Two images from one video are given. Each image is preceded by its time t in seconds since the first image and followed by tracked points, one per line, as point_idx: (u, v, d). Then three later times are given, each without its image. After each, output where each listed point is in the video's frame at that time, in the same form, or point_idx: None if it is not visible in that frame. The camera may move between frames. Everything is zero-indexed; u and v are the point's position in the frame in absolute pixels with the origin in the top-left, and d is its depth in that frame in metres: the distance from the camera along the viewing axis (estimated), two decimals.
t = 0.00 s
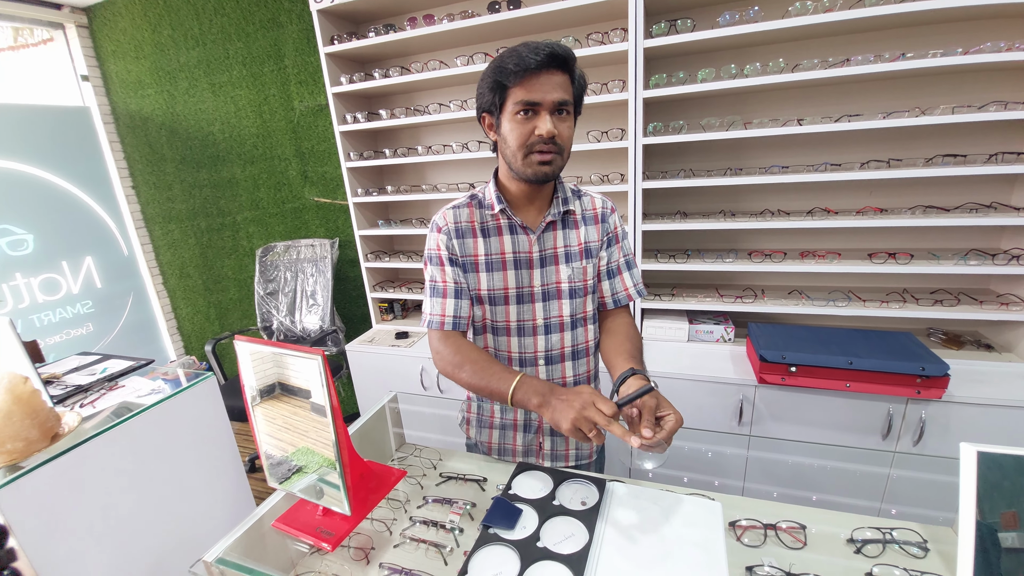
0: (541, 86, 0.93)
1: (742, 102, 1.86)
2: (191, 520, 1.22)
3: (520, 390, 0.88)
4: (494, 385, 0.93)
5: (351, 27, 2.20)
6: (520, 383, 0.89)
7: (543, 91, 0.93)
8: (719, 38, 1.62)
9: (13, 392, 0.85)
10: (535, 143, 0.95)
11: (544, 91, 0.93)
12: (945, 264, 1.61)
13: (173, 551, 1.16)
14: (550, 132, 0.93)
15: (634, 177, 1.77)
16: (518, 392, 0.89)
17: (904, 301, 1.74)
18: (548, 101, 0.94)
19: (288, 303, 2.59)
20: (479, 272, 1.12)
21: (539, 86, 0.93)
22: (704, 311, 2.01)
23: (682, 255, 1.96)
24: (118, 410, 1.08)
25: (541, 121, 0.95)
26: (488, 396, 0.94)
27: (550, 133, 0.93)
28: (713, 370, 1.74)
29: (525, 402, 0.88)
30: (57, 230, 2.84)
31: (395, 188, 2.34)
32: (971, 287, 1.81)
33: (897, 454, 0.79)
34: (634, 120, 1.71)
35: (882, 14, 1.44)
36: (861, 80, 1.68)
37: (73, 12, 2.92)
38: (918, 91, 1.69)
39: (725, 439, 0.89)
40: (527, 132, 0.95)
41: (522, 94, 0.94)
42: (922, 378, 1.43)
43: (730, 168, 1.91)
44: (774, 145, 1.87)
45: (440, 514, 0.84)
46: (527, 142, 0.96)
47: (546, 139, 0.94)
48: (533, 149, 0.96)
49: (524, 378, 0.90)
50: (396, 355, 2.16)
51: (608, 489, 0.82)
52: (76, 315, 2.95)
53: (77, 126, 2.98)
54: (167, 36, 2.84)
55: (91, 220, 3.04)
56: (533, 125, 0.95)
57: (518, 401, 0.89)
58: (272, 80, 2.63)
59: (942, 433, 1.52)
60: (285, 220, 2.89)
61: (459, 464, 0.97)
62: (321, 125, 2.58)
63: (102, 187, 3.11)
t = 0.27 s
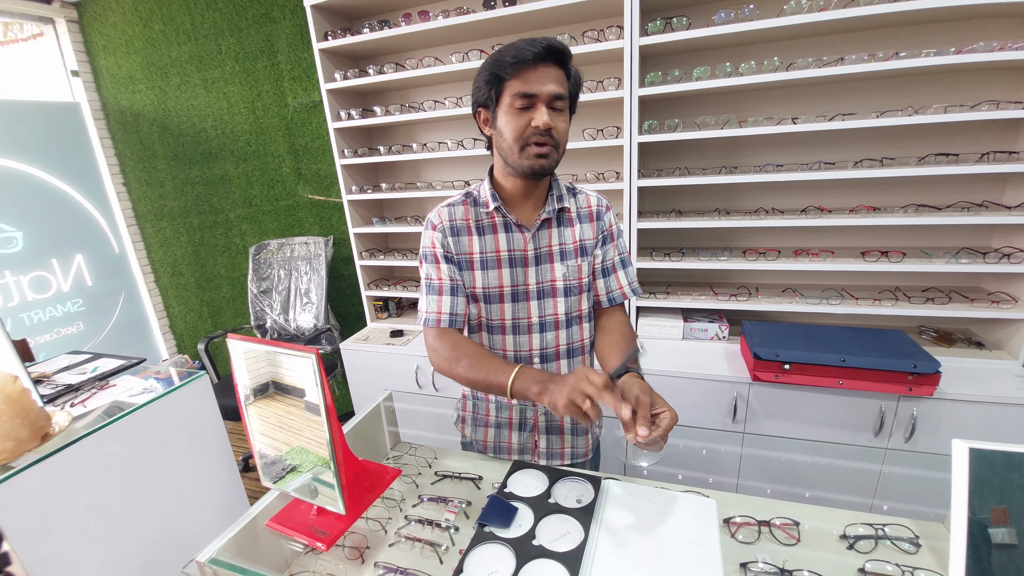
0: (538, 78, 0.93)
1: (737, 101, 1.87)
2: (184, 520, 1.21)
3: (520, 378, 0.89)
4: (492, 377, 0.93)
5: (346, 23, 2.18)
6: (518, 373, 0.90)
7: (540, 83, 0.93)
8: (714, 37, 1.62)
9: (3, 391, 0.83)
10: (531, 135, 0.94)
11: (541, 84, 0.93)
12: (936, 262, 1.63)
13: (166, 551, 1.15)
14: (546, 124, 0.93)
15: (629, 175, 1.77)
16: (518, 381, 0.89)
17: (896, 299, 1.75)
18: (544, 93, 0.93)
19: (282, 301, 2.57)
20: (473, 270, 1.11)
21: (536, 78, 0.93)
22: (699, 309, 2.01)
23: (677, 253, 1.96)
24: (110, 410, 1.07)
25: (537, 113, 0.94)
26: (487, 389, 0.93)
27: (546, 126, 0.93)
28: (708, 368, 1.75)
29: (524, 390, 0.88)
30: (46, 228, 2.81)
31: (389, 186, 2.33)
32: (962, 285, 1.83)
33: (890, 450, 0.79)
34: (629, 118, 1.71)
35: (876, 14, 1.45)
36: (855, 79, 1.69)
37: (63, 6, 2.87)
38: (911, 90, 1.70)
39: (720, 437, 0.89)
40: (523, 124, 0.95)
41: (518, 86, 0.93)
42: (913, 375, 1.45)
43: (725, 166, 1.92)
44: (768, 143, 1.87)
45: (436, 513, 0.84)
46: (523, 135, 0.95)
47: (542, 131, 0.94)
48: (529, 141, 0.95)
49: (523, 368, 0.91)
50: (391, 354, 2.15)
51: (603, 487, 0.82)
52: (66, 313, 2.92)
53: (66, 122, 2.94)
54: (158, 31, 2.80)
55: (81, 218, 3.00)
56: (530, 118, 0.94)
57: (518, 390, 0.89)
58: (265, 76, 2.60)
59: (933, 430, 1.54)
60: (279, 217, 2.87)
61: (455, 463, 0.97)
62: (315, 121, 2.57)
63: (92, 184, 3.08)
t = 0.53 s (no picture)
0: (528, 75, 0.93)
1: (736, 101, 1.87)
2: (184, 520, 1.21)
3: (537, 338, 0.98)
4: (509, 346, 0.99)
5: (345, 23, 2.18)
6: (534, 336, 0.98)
7: (530, 80, 0.93)
8: (714, 36, 1.62)
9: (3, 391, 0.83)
10: (523, 133, 0.95)
11: (531, 81, 0.93)
12: (936, 262, 1.63)
13: (167, 551, 1.15)
14: (536, 121, 0.93)
15: (629, 175, 1.77)
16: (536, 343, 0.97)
17: (896, 298, 1.75)
18: (535, 90, 0.93)
19: (282, 300, 2.57)
20: (475, 268, 1.12)
21: (526, 75, 0.93)
22: (698, 309, 2.01)
23: (676, 253, 1.96)
24: (109, 409, 1.07)
25: (528, 110, 0.94)
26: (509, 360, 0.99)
27: (537, 122, 0.93)
28: (707, 367, 1.75)
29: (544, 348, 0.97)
30: (46, 228, 2.80)
31: (389, 186, 2.33)
32: (961, 284, 1.83)
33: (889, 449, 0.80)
34: (629, 117, 1.71)
35: (876, 13, 1.45)
36: (854, 78, 1.69)
37: (62, 6, 2.87)
38: (911, 90, 1.70)
39: (719, 436, 0.89)
40: (515, 122, 0.95)
41: (509, 85, 0.94)
42: (913, 374, 1.45)
43: (725, 166, 1.92)
44: (768, 143, 1.87)
45: (436, 512, 0.84)
46: (516, 132, 0.95)
47: (533, 128, 0.94)
48: (521, 138, 0.95)
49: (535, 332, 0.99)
50: (391, 353, 2.15)
51: (603, 486, 0.82)
52: (66, 313, 2.92)
53: (66, 122, 2.94)
54: (158, 31, 2.80)
55: (80, 218, 3.00)
56: (522, 115, 0.95)
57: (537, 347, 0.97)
58: (264, 76, 2.60)
59: (933, 429, 1.54)
60: (278, 217, 2.87)
61: (455, 461, 0.97)
62: (315, 121, 2.56)
63: (92, 184, 3.07)
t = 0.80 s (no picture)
0: (527, 82, 0.93)
1: (735, 103, 1.87)
2: (183, 522, 1.21)
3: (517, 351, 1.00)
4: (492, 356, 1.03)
5: (344, 26, 2.19)
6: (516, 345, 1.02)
7: (529, 87, 0.94)
8: (712, 39, 1.63)
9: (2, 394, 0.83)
10: (522, 139, 0.95)
11: (531, 88, 0.94)
12: (934, 263, 1.63)
13: (166, 554, 1.15)
14: (536, 128, 0.93)
15: (628, 177, 1.77)
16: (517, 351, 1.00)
17: (894, 299, 1.76)
18: (534, 97, 0.94)
19: (281, 303, 2.57)
20: (472, 271, 1.13)
21: (525, 82, 0.93)
22: (698, 310, 2.02)
23: (675, 254, 1.97)
24: (109, 412, 1.07)
25: (527, 117, 0.95)
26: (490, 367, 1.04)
27: (536, 129, 0.93)
28: (707, 369, 1.75)
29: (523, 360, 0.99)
30: (45, 230, 2.80)
31: (389, 188, 2.33)
32: (959, 285, 1.83)
33: (888, 450, 0.80)
34: (628, 119, 1.72)
35: (873, 16, 1.46)
36: (851, 80, 1.70)
37: (62, 9, 2.88)
38: (908, 92, 1.71)
39: (718, 437, 0.89)
40: (514, 129, 0.95)
41: (509, 91, 0.95)
42: (912, 376, 1.45)
43: (723, 168, 1.92)
44: (766, 145, 1.88)
45: (435, 514, 0.84)
46: (515, 139, 0.96)
47: (532, 135, 0.94)
48: (520, 145, 0.96)
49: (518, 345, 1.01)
50: (390, 355, 2.15)
51: (602, 487, 0.82)
52: (65, 315, 2.91)
53: (65, 125, 2.94)
54: (157, 33, 2.81)
55: (80, 220, 3.00)
56: (521, 122, 0.95)
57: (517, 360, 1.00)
58: (264, 79, 2.61)
59: (932, 430, 1.54)
60: (277, 219, 2.87)
61: (455, 463, 0.97)
62: (314, 123, 2.57)
63: (91, 186, 3.07)
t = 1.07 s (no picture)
0: (523, 86, 0.94)
1: (734, 103, 1.88)
2: (183, 523, 1.21)
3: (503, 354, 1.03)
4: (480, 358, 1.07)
5: (344, 27, 2.19)
6: (504, 346, 1.04)
7: (526, 91, 0.94)
8: (712, 40, 1.63)
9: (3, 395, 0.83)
10: (519, 143, 0.96)
11: (527, 91, 0.94)
12: (933, 263, 1.64)
13: (165, 555, 1.15)
14: (532, 132, 0.94)
15: (627, 177, 1.78)
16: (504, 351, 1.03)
17: (893, 299, 1.76)
18: (531, 101, 0.94)
19: (281, 303, 2.58)
20: (469, 271, 1.14)
21: (522, 86, 0.94)
22: (697, 310, 2.02)
23: (675, 255, 1.97)
24: (109, 412, 1.07)
25: (524, 121, 0.95)
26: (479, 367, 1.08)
27: (533, 133, 0.94)
28: (706, 369, 1.75)
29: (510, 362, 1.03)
30: (45, 230, 2.80)
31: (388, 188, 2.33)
32: (958, 285, 1.83)
33: (887, 450, 0.80)
34: (627, 120, 1.72)
35: (872, 16, 1.46)
36: (850, 81, 1.70)
37: (62, 10, 2.88)
38: (908, 92, 1.71)
39: (717, 437, 0.89)
40: (511, 132, 0.96)
41: (505, 95, 0.95)
42: (911, 376, 1.45)
43: (722, 168, 1.93)
44: (765, 145, 1.88)
45: (435, 515, 0.84)
46: (512, 143, 0.96)
47: (529, 139, 0.95)
48: (517, 149, 0.97)
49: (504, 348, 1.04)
50: (390, 356, 2.15)
51: (601, 487, 0.82)
52: (65, 316, 2.91)
53: (66, 126, 2.94)
54: (157, 34, 2.81)
55: (80, 221, 3.00)
56: (518, 125, 0.96)
57: (503, 360, 1.03)
58: (264, 80, 2.61)
59: (931, 430, 1.54)
60: (277, 220, 2.87)
61: (454, 464, 0.98)
62: (314, 124, 2.57)
63: (91, 187, 3.07)
